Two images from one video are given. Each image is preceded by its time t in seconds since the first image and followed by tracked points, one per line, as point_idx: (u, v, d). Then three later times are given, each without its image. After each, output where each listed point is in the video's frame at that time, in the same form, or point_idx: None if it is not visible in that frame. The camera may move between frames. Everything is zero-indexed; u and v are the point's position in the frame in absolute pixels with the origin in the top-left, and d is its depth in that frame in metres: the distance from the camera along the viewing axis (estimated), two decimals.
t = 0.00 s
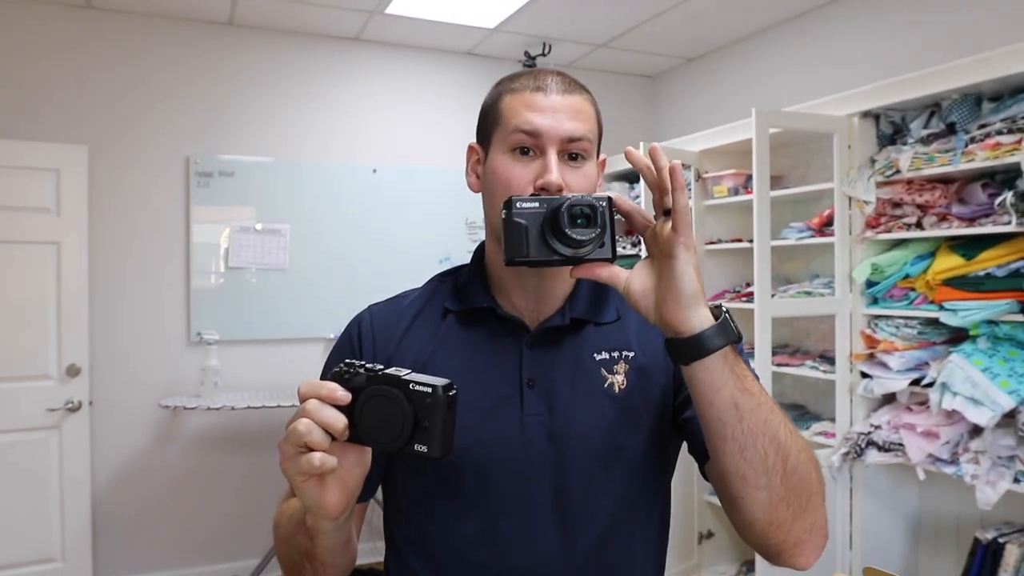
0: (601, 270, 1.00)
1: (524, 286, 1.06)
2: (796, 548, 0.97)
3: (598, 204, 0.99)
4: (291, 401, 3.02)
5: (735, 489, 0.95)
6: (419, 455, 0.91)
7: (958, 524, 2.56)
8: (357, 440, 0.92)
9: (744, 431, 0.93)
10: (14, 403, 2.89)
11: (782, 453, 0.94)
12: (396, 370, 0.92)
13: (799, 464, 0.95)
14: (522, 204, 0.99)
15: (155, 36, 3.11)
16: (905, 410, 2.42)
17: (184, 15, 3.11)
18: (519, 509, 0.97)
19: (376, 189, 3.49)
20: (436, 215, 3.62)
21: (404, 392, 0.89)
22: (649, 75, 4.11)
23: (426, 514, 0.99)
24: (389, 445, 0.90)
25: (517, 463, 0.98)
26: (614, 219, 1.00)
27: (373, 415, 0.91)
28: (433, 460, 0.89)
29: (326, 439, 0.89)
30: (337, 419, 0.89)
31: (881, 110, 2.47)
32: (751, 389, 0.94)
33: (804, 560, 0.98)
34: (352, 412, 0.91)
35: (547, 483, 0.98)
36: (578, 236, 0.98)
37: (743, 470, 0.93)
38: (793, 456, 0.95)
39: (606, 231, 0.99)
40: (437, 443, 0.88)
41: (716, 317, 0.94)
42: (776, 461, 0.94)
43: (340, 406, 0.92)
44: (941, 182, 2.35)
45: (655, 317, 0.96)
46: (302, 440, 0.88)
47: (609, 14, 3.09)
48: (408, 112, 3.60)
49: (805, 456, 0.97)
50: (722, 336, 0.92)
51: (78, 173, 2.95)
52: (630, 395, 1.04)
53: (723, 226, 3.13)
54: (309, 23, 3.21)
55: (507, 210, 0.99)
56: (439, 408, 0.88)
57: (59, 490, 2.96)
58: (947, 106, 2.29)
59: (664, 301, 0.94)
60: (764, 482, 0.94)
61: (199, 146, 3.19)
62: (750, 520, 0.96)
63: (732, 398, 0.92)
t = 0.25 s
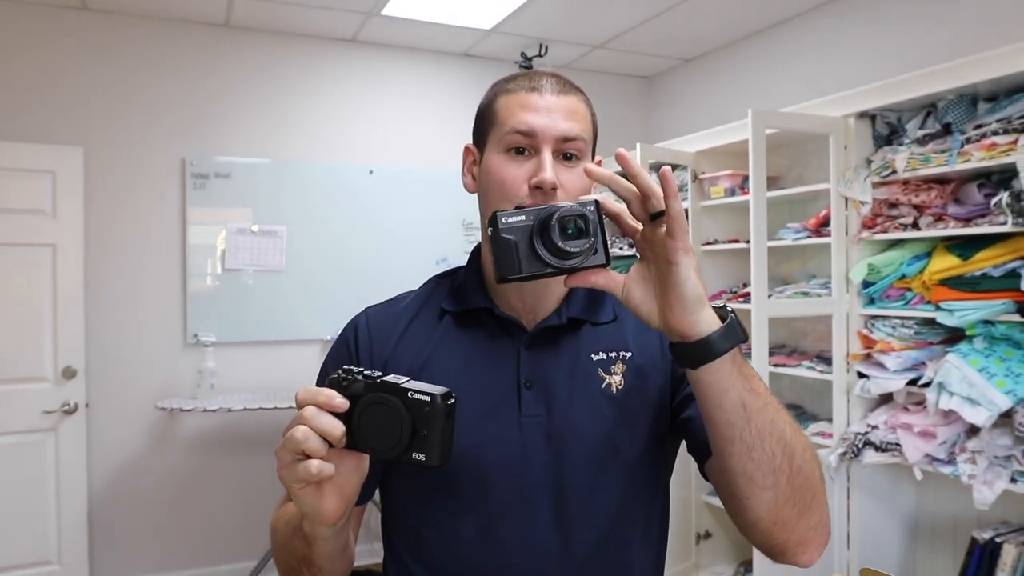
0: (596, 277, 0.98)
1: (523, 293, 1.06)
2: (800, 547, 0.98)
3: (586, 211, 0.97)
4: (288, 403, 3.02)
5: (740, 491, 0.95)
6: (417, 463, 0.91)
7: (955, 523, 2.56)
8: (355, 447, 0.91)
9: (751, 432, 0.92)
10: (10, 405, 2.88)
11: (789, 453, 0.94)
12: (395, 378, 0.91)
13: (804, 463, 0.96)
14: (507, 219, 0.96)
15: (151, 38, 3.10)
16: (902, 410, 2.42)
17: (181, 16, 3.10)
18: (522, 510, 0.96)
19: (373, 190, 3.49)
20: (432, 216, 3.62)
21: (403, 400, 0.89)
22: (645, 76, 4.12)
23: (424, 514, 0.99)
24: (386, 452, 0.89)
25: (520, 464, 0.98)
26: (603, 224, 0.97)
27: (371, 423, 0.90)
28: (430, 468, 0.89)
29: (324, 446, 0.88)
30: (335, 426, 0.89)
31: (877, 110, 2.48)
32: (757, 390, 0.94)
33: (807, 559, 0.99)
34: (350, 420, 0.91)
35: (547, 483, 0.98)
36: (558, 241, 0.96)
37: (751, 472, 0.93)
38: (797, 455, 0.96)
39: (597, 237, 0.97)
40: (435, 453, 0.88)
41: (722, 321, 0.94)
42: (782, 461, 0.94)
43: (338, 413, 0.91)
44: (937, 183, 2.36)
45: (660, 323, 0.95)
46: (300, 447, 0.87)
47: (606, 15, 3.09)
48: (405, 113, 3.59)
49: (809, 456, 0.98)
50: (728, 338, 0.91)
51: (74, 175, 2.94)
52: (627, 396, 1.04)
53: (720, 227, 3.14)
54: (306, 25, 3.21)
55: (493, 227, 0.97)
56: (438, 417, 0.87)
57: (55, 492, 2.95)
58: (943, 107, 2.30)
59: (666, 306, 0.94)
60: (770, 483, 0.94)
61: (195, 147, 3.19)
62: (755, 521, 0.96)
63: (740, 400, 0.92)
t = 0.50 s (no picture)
0: (604, 277, 0.98)
1: (524, 294, 1.06)
2: (805, 549, 0.98)
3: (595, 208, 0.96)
4: (288, 403, 3.02)
5: (747, 494, 0.94)
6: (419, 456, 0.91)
7: (956, 525, 2.56)
8: (358, 439, 0.91)
9: (759, 437, 0.92)
10: (10, 404, 2.88)
11: (796, 456, 0.94)
12: (398, 371, 0.92)
13: (810, 466, 0.96)
14: (517, 214, 0.96)
15: (152, 37, 3.10)
16: (903, 412, 2.42)
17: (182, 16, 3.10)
18: (528, 510, 0.96)
19: (374, 191, 3.49)
20: (433, 216, 3.62)
21: (405, 392, 0.89)
22: (646, 77, 4.12)
23: (424, 513, 0.99)
24: (391, 443, 0.89)
25: (525, 465, 0.98)
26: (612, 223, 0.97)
27: (374, 414, 0.90)
28: (432, 461, 0.88)
29: (326, 438, 0.89)
30: (338, 417, 0.89)
31: (879, 112, 2.48)
32: (765, 394, 0.94)
33: (811, 561, 0.99)
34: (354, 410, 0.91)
35: (550, 483, 0.98)
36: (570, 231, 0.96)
37: (758, 476, 0.93)
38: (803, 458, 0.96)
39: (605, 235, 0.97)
40: (436, 445, 0.88)
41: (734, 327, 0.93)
42: (789, 465, 0.94)
43: (341, 406, 0.91)
44: (939, 185, 2.35)
45: (669, 326, 0.95)
46: (302, 437, 0.88)
47: (607, 16, 3.09)
48: (406, 113, 3.59)
49: (815, 458, 0.98)
50: (738, 344, 0.91)
51: (75, 174, 2.94)
52: (628, 396, 1.03)
53: (721, 228, 3.13)
54: (307, 24, 3.21)
55: (502, 221, 0.96)
56: (439, 409, 0.87)
57: (55, 491, 2.95)
58: (945, 108, 2.29)
59: (677, 313, 0.93)
60: (777, 487, 0.94)
61: (196, 147, 3.19)
62: (761, 523, 0.95)
63: (749, 405, 0.92)
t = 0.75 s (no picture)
0: (604, 276, 0.99)
1: (527, 293, 1.06)
2: (805, 550, 0.97)
3: (596, 209, 0.98)
4: (291, 401, 3.02)
5: (744, 492, 0.94)
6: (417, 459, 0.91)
7: (958, 523, 2.55)
8: (356, 442, 0.92)
9: (755, 436, 0.92)
10: (13, 404, 2.88)
11: (793, 455, 0.94)
12: (395, 374, 0.91)
13: (809, 466, 0.95)
14: (520, 212, 0.97)
15: (155, 37, 3.11)
16: (906, 409, 2.42)
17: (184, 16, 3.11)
18: (527, 509, 0.96)
19: (376, 190, 3.49)
20: (435, 215, 3.62)
21: (402, 396, 0.89)
22: (648, 75, 4.12)
23: (428, 510, 0.99)
24: (388, 448, 0.89)
25: (526, 464, 0.98)
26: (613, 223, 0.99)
27: (371, 417, 0.90)
28: (430, 464, 0.88)
29: (325, 440, 0.89)
30: (336, 420, 0.89)
31: (881, 110, 2.47)
32: (760, 393, 0.94)
33: (812, 562, 0.98)
34: (352, 413, 0.91)
35: (551, 482, 0.98)
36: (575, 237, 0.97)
37: (753, 474, 0.93)
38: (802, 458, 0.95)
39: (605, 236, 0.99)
40: (434, 449, 0.88)
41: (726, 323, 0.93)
42: (785, 464, 0.93)
43: (339, 408, 0.92)
44: (942, 182, 2.35)
45: (663, 324, 0.95)
46: (300, 440, 0.88)
47: (608, 14, 3.09)
48: (408, 112, 3.59)
49: (815, 458, 0.97)
50: (731, 340, 0.91)
51: (77, 174, 2.95)
52: (631, 395, 1.04)
53: (723, 226, 3.13)
54: (309, 24, 3.21)
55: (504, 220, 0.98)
56: (436, 412, 0.87)
57: (59, 490, 2.96)
58: (947, 106, 2.29)
59: (670, 308, 0.94)
60: (774, 486, 0.93)
61: (199, 146, 3.19)
62: (760, 522, 0.95)
63: (744, 403, 0.92)
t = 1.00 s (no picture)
0: (614, 283, 1.02)
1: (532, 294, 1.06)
2: (802, 561, 0.97)
3: (606, 219, 0.99)
4: (292, 400, 3.02)
5: (740, 498, 0.95)
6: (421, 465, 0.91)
7: (959, 526, 2.55)
8: (360, 448, 0.92)
9: (751, 443, 0.93)
10: (15, 400, 2.88)
11: (789, 466, 0.94)
12: (399, 380, 0.91)
13: (806, 476, 0.95)
14: (533, 221, 0.98)
15: (159, 35, 3.11)
16: (907, 412, 2.41)
17: (188, 14, 3.11)
18: (528, 512, 0.96)
19: (378, 189, 3.49)
20: (438, 215, 3.62)
21: (406, 403, 0.89)
22: (651, 76, 4.12)
23: (433, 509, 0.99)
24: (392, 455, 0.89)
25: (528, 468, 0.97)
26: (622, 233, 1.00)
27: (375, 424, 0.90)
28: (433, 471, 0.88)
29: (329, 447, 0.89)
30: (340, 428, 0.89)
31: (884, 112, 2.48)
32: (758, 402, 0.94)
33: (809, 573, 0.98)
34: (354, 420, 0.91)
35: (554, 484, 0.98)
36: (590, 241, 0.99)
37: (749, 482, 0.93)
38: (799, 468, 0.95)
39: (613, 245, 1.00)
40: (438, 456, 0.88)
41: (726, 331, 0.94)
42: (781, 473, 0.94)
43: (344, 415, 0.92)
44: (944, 185, 2.35)
45: (666, 331, 0.97)
46: (305, 447, 0.88)
47: (612, 15, 3.09)
48: (411, 111, 3.60)
49: (813, 469, 0.97)
50: (731, 348, 0.92)
51: (81, 171, 2.95)
52: (636, 398, 1.04)
53: (726, 227, 3.13)
54: (312, 23, 3.21)
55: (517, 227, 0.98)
56: (441, 420, 0.87)
57: (60, 487, 2.96)
58: (951, 108, 2.29)
59: (674, 315, 0.95)
60: (770, 494, 0.93)
61: (202, 145, 3.20)
62: (757, 530, 0.96)
63: (740, 410, 0.92)
